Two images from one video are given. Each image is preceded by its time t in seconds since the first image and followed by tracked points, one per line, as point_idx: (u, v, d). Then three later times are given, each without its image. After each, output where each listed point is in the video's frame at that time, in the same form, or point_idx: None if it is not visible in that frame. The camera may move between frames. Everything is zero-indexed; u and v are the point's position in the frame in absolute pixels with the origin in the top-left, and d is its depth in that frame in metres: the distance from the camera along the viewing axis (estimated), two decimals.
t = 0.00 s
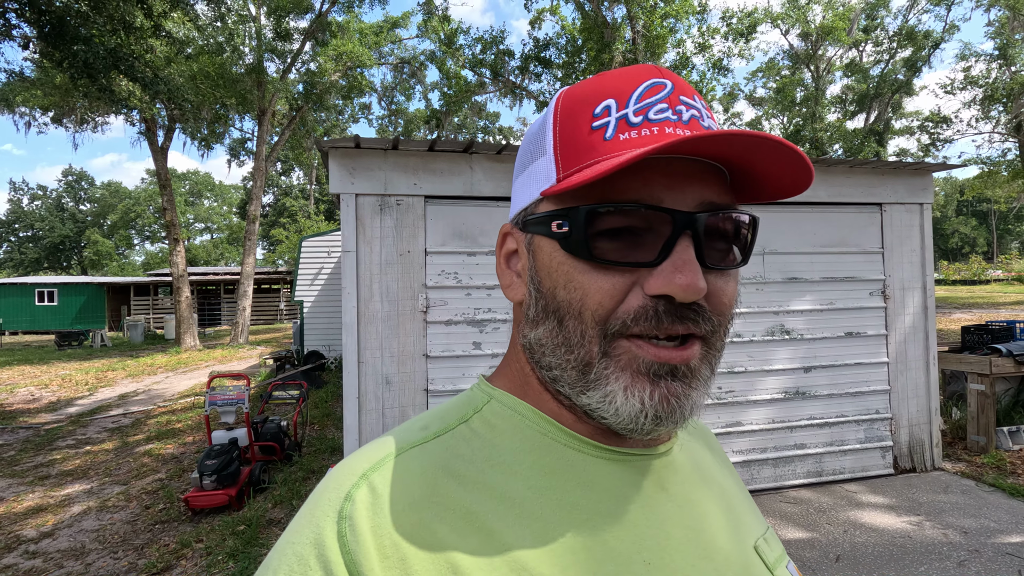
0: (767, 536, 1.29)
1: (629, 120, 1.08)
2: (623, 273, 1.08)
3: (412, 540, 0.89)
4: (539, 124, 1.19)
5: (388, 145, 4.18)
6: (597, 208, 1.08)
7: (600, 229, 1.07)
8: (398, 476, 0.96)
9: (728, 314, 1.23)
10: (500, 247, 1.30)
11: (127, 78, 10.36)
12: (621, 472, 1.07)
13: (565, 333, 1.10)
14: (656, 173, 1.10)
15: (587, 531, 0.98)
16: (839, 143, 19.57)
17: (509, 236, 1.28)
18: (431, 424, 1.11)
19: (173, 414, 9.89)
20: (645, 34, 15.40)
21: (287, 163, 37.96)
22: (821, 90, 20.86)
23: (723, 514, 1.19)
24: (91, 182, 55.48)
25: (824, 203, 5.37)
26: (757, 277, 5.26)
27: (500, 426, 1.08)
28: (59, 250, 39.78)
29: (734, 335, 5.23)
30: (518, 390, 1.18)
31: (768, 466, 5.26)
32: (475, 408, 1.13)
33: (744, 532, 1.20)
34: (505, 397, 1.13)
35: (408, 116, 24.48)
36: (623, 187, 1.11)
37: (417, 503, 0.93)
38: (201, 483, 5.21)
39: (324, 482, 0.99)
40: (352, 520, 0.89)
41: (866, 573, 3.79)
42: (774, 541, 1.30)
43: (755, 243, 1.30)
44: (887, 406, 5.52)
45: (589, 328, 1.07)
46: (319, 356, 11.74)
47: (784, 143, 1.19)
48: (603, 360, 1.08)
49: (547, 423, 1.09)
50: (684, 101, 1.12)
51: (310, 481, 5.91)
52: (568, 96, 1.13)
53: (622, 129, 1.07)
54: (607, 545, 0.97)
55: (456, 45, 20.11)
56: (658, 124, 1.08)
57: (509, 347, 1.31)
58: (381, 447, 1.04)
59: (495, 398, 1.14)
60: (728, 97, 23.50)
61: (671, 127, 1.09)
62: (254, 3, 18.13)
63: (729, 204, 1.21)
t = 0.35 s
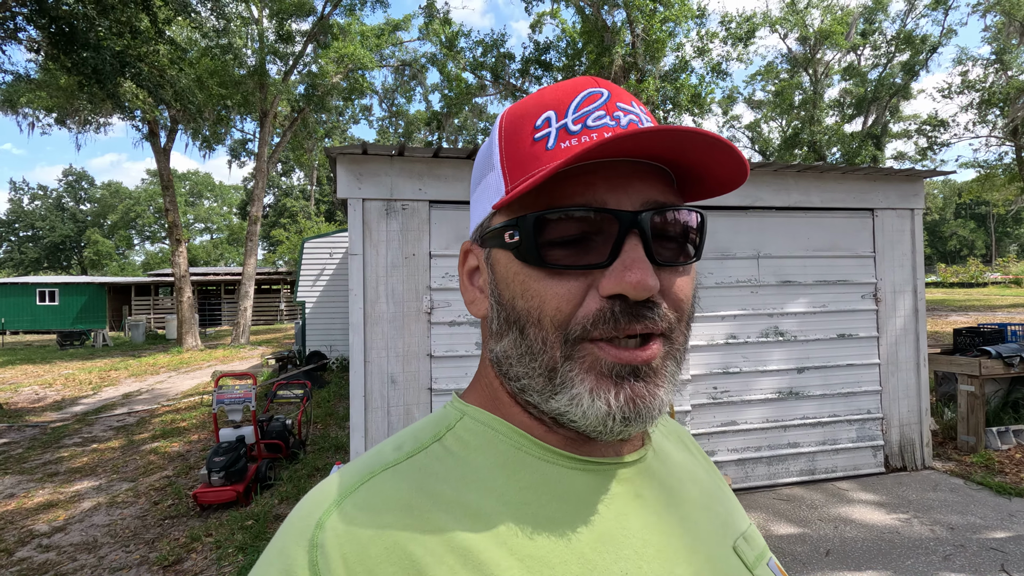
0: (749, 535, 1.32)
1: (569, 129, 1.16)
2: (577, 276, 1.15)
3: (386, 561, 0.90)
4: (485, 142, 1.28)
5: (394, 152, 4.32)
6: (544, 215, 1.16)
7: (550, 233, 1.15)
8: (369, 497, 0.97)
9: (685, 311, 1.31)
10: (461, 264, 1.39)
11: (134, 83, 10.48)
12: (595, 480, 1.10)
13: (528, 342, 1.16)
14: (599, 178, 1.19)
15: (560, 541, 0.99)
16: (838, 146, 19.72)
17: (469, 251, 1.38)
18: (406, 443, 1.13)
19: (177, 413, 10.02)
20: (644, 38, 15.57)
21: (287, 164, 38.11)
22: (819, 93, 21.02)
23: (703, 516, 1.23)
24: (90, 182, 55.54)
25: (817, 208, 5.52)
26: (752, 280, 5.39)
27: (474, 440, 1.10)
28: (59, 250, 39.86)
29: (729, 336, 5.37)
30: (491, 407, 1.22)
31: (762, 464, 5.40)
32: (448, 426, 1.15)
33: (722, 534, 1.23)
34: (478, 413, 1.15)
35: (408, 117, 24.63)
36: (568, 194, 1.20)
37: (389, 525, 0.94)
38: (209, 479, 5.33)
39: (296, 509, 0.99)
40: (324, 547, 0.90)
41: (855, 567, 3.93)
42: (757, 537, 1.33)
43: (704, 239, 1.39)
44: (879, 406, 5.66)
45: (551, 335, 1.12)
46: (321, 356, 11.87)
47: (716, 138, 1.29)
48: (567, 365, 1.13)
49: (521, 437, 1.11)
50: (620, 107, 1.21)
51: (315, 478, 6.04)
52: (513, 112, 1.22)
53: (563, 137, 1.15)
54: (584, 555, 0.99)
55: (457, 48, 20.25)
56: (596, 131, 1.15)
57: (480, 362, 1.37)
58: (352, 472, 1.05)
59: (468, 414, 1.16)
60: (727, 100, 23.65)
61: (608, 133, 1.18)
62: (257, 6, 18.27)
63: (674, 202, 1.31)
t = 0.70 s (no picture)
0: (730, 507, 1.33)
1: (602, 124, 1.11)
2: (629, 280, 1.07)
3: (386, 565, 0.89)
4: (488, 133, 1.13)
5: (396, 153, 4.41)
6: (599, 220, 1.06)
7: (608, 236, 1.05)
8: (365, 503, 0.95)
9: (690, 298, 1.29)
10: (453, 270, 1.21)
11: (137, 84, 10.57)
12: (597, 470, 1.08)
13: (576, 349, 1.07)
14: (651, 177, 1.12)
15: (562, 531, 0.96)
16: (835, 147, 19.88)
17: (464, 254, 1.19)
18: (397, 441, 1.10)
19: (178, 411, 10.11)
20: (642, 39, 15.69)
21: (287, 164, 38.20)
22: (817, 94, 21.18)
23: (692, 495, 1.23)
24: (89, 181, 55.61)
25: (810, 209, 5.63)
26: (746, 279, 5.50)
27: (469, 437, 1.07)
28: (58, 249, 39.85)
29: (724, 334, 5.48)
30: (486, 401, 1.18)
31: (756, 460, 5.51)
32: (441, 421, 1.12)
33: (708, 514, 1.21)
34: (470, 407, 1.13)
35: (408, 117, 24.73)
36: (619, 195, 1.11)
37: (387, 527, 0.92)
38: (213, 474, 5.42)
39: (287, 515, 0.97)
40: (325, 553, 0.89)
41: (845, 558, 4.04)
42: (737, 509, 1.35)
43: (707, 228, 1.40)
44: (871, 403, 5.77)
45: (607, 342, 1.06)
46: (321, 354, 11.97)
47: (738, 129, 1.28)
48: (619, 369, 1.08)
49: (516, 431, 1.08)
50: (638, 98, 1.18)
51: (316, 474, 6.14)
52: (530, 102, 1.10)
53: (599, 134, 1.09)
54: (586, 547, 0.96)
55: (457, 48, 20.36)
56: (629, 127, 1.14)
57: (469, 359, 1.30)
58: (344, 475, 1.02)
59: (459, 408, 1.13)
60: (724, 101, 23.80)
61: (638, 130, 1.16)
62: (257, 6, 18.36)
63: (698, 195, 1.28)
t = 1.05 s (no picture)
0: (704, 505, 1.37)
1: (624, 146, 1.12)
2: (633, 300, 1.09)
3: (369, 558, 0.90)
4: (511, 136, 1.10)
5: (389, 154, 4.44)
6: (614, 240, 1.07)
7: (621, 259, 1.06)
8: (351, 495, 0.95)
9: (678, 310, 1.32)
10: (452, 269, 1.18)
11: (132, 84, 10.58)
12: (579, 469, 1.09)
13: (573, 362, 1.08)
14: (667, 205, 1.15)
15: (544, 530, 0.99)
16: (833, 148, 19.91)
17: (465, 255, 1.16)
18: (382, 436, 1.11)
19: (175, 410, 10.12)
20: (640, 39, 15.70)
21: (286, 164, 38.18)
22: (815, 95, 21.23)
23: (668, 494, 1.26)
24: (88, 180, 55.52)
25: (803, 211, 5.66)
26: (738, 279, 5.54)
27: (454, 433, 1.09)
28: (56, 248, 39.76)
29: (716, 335, 5.51)
30: (471, 399, 1.19)
31: (748, 459, 5.54)
32: (425, 417, 1.14)
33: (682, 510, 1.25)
34: (455, 403, 1.14)
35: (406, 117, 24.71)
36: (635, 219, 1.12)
37: (373, 520, 0.93)
38: (207, 473, 5.45)
39: (271, 504, 0.97)
40: (308, 543, 0.89)
41: (833, 557, 4.07)
42: (711, 508, 1.39)
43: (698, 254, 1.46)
44: (862, 403, 5.81)
45: (603, 359, 1.07)
46: (318, 354, 11.99)
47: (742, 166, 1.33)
48: (611, 384, 1.10)
49: (501, 428, 1.09)
50: (657, 123, 1.20)
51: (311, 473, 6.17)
52: (557, 113, 1.09)
53: (620, 156, 1.11)
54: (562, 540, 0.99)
55: (455, 48, 20.35)
56: (649, 152, 1.16)
57: (456, 355, 1.30)
58: (330, 467, 1.03)
59: (444, 405, 1.14)
60: (722, 101, 23.84)
61: (656, 155, 1.18)
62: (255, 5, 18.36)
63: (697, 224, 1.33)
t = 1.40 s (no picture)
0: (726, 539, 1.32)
1: (656, 171, 1.08)
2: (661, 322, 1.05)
3: None
4: (544, 159, 1.06)
5: (375, 157, 4.39)
6: (648, 261, 1.03)
7: (655, 280, 1.02)
8: (373, 512, 0.90)
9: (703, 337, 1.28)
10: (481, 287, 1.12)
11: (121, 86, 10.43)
12: (602, 493, 1.04)
13: (601, 383, 1.04)
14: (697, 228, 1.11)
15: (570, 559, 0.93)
16: (827, 148, 19.94)
17: (493, 273, 1.11)
18: (402, 454, 1.05)
19: (165, 413, 10.05)
20: (634, 40, 15.66)
21: (281, 164, 38.04)
22: (809, 96, 21.28)
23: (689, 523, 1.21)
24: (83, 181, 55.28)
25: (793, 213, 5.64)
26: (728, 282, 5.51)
27: (477, 454, 1.03)
28: (50, 250, 39.54)
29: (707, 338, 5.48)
30: (492, 419, 1.13)
31: (738, 463, 5.51)
32: (446, 437, 1.08)
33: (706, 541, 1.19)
34: (477, 424, 1.08)
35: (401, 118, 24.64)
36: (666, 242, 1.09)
37: (395, 541, 0.87)
38: (193, 479, 5.36)
39: (289, 520, 0.91)
40: (329, 561, 0.83)
41: (822, 563, 4.05)
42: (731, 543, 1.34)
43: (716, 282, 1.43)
44: (853, 406, 5.78)
45: (631, 381, 1.03)
46: (310, 356, 11.92)
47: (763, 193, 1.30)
48: (636, 409, 1.05)
49: (523, 450, 1.04)
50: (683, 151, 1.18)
51: (300, 478, 6.12)
52: (590, 136, 1.05)
53: (653, 181, 1.07)
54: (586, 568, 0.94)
55: (450, 49, 20.30)
56: (679, 178, 1.13)
57: (477, 372, 1.24)
58: (349, 481, 0.97)
59: (466, 426, 1.08)
60: (717, 102, 23.85)
61: (685, 181, 1.15)
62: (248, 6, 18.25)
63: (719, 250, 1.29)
